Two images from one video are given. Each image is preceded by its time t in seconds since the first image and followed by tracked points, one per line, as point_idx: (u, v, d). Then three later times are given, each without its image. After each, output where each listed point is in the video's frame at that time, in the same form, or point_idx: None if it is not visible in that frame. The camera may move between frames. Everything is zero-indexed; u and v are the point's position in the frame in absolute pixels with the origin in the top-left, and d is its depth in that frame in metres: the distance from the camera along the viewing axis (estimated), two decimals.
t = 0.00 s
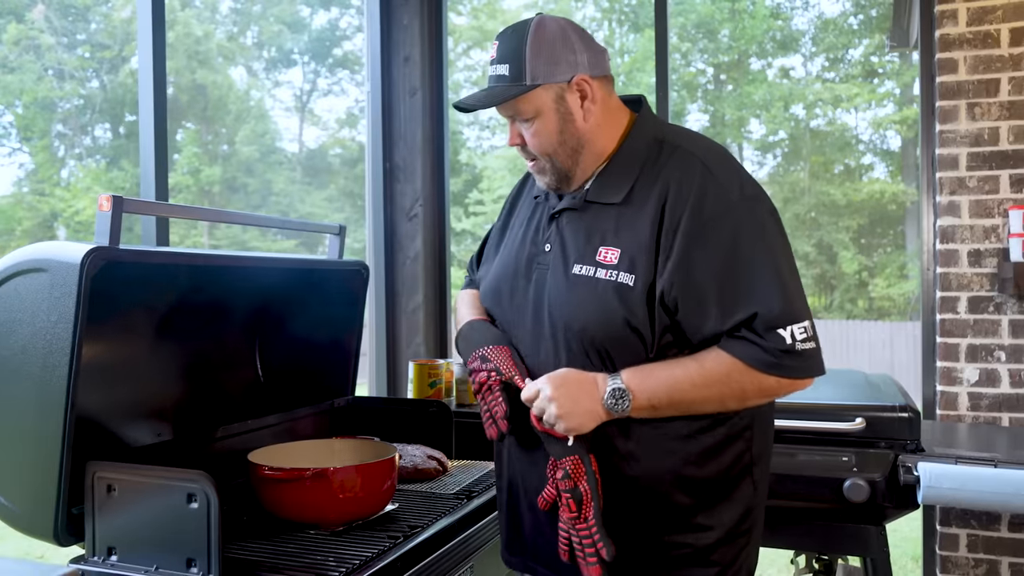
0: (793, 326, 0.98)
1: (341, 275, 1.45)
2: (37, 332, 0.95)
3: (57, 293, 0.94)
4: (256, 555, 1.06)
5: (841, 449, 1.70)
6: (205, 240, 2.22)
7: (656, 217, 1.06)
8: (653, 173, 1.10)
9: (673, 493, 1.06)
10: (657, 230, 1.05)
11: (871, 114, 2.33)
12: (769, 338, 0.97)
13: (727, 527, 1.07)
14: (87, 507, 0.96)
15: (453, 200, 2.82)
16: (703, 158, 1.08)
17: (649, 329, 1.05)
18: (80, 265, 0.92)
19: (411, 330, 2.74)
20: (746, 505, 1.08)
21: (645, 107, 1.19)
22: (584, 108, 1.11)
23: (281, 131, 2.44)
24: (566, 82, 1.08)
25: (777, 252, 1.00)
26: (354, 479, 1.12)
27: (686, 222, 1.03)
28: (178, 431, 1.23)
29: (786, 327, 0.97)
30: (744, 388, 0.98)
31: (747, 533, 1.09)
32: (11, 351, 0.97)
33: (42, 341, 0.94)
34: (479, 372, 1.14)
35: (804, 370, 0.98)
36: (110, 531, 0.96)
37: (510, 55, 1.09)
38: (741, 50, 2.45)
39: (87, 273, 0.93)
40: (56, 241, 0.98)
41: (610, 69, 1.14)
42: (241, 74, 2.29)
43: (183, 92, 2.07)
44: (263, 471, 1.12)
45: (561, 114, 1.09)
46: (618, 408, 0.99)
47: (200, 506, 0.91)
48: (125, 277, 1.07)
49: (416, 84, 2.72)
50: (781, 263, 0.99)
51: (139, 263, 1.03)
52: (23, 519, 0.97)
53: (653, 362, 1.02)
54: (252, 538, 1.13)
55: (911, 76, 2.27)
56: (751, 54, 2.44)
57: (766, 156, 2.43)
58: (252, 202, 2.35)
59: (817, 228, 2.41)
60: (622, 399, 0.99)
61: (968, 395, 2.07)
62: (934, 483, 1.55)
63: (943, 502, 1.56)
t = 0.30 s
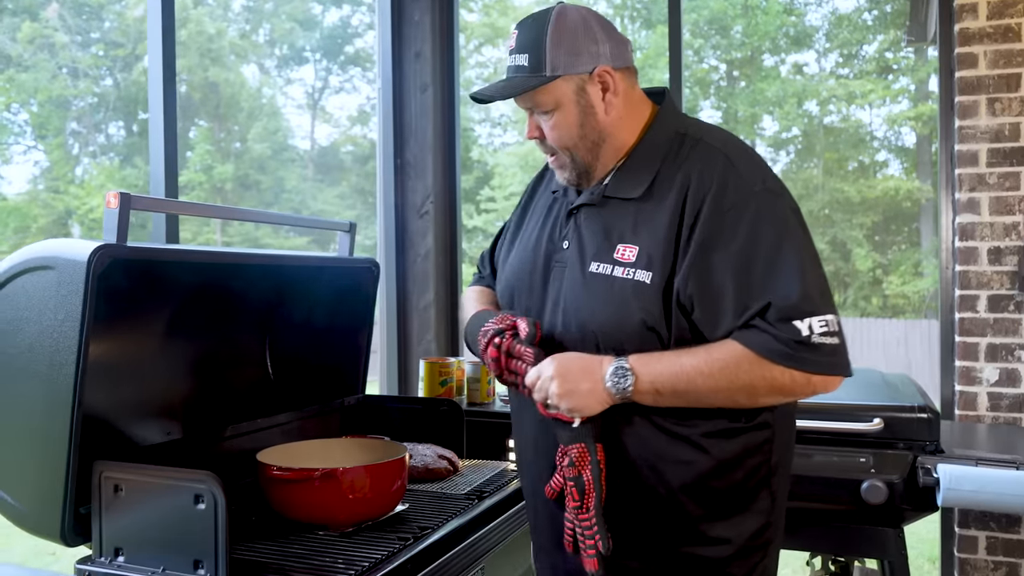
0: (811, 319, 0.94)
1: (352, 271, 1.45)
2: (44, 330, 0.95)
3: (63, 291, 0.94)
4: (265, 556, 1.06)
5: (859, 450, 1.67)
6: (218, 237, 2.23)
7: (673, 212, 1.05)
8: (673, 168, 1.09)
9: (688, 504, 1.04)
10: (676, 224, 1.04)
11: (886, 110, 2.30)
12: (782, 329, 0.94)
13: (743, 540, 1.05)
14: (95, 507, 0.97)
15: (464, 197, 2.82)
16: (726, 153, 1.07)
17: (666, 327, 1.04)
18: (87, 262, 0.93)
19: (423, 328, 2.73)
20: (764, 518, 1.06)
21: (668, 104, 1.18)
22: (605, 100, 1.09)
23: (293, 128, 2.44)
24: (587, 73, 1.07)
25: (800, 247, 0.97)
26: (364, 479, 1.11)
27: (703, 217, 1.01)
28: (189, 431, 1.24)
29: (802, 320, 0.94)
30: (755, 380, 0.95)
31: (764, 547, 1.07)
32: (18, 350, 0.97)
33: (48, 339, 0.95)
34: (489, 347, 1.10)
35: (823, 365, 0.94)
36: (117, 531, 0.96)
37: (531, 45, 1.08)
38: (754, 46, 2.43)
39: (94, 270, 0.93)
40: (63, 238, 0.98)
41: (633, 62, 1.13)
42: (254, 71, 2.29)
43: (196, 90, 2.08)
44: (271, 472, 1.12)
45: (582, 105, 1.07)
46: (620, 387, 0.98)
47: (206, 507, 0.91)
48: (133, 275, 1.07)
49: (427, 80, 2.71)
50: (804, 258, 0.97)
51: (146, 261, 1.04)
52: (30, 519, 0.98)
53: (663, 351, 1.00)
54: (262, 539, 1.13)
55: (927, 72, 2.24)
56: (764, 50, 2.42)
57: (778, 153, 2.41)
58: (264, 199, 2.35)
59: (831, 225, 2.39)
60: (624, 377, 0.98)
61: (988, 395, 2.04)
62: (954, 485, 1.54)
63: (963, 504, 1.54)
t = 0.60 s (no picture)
0: (839, 321, 0.92)
1: (353, 268, 1.45)
2: (27, 330, 0.94)
3: (46, 289, 0.93)
4: (256, 569, 1.05)
5: (876, 453, 1.65)
6: (228, 234, 2.23)
7: (693, 206, 1.02)
8: (693, 161, 1.06)
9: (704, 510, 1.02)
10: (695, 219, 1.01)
11: (898, 103, 2.27)
12: (806, 331, 0.91)
13: (760, 548, 1.03)
14: (78, 516, 0.96)
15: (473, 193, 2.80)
16: (748, 144, 1.03)
17: (683, 326, 1.01)
18: (70, 259, 0.92)
19: (427, 326, 2.68)
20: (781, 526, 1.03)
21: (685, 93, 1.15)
22: (625, 78, 1.08)
23: (302, 124, 2.45)
24: (607, 49, 1.06)
25: (828, 240, 0.94)
26: (361, 487, 1.10)
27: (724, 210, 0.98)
28: (184, 435, 1.23)
29: (829, 321, 0.92)
30: (775, 381, 0.93)
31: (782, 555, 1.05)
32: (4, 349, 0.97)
33: (32, 338, 0.94)
34: (504, 331, 1.11)
35: (847, 371, 0.92)
36: (101, 540, 0.95)
37: (547, 19, 1.05)
38: (765, 39, 2.40)
39: (77, 268, 0.92)
40: (49, 235, 0.97)
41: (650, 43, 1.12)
42: (264, 67, 2.35)
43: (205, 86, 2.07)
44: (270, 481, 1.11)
45: (602, 82, 1.06)
46: (633, 382, 0.98)
47: (191, 518, 0.90)
48: (123, 276, 1.07)
49: (432, 73, 2.61)
50: (834, 252, 0.94)
51: (134, 260, 1.03)
52: (13, 526, 0.97)
53: (681, 347, 0.99)
54: (253, 551, 1.11)
55: (940, 64, 2.22)
56: (775, 43, 2.39)
57: (790, 147, 2.38)
58: (273, 195, 2.39)
59: (842, 220, 2.36)
60: (637, 373, 0.98)
61: (1009, 394, 2.02)
62: (977, 490, 1.51)
63: (987, 510, 1.51)
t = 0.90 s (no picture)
0: (868, 351, 0.87)
1: (336, 298, 1.41)
2: None
3: None
4: None
5: (889, 499, 1.59)
6: (230, 261, 2.23)
7: (699, 232, 0.99)
8: (700, 188, 1.03)
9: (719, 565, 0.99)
10: (702, 247, 0.98)
11: (900, 133, 2.27)
12: (830, 361, 0.87)
13: None
14: None
15: (475, 220, 2.78)
16: (760, 167, 1.01)
17: (694, 362, 0.98)
18: (20, 288, 0.85)
19: (420, 358, 2.65)
20: None
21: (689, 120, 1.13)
22: (646, 69, 1.12)
23: (306, 151, 2.48)
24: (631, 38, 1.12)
25: (845, 264, 0.90)
26: (333, 536, 1.05)
27: (733, 237, 0.95)
28: (151, 475, 1.21)
29: (855, 352, 0.87)
30: (800, 420, 0.88)
31: None
32: None
33: None
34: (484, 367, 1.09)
35: (878, 406, 0.87)
36: None
37: (574, 3, 1.08)
38: (767, 69, 2.41)
39: (27, 298, 0.85)
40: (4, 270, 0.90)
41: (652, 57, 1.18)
42: (268, 94, 2.33)
43: (211, 113, 2.11)
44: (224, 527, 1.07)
45: (632, 63, 1.09)
46: (641, 427, 0.92)
47: None
48: (85, 315, 1.04)
49: (427, 98, 2.65)
50: (852, 274, 0.89)
51: (90, 297, 1.02)
52: None
53: (694, 386, 0.95)
54: None
55: (942, 93, 2.21)
56: (777, 72, 2.40)
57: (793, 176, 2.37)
58: (276, 222, 2.38)
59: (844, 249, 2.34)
60: (646, 417, 0.92)
61: None
62: (997, 540, 1.41)
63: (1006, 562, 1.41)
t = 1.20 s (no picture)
0: (903, 391, 0.81)
1: (320, 326, 1.34)
2: None
3: None
4: None
5: (898, 550, 1.48)
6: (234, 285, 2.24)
7: (694, 265, 0.93)
8: (692, 219, 0.97)
9: None
10: (697, 281, 0.92)
11: (907, 166, 2.26)
12: (865, 403, 0.80)
13: None
14: None
15: (481, 246, 2.68)
16: (763, 199, 0.95)
17: (689, 410, 0.92)
18: None
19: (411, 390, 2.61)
20: None
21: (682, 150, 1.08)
22: (632, 91, 1.09)
23: (314, 176, 2.49)
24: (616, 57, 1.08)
25: (856, 302, 0.84)
26: None
27: (737, 274, 0.88)
28: (116, 514, 1.09)
29: (891, 392, 0.80)
30: (840, 466, 0.80)
31: None
32: None
33: None
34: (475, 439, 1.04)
35: (918, 451, 0.80)
36: None
37: (555, 16, 1.06)
38: (773, 101, 2.41)
39: None
40: None
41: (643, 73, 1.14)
42: (277, 119, 2.40)
43: (219, 135, 2.24)
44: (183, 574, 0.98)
45: (614, 86, 1.05)
46: (656, 477, 0.82)
47: None
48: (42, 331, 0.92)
49: (424, 120, 2.53)
50: (862, 314, 0.84)
51: (43, 317, 0.89)
52: None
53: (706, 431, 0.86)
54: None
55: (949, 128, 2.21)
56: (784, 105, 2.40)
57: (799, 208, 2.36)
58: (281, 244, 2.44)
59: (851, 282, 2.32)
60: (659, 467, 0.82)
61: None
62: None
63: None
